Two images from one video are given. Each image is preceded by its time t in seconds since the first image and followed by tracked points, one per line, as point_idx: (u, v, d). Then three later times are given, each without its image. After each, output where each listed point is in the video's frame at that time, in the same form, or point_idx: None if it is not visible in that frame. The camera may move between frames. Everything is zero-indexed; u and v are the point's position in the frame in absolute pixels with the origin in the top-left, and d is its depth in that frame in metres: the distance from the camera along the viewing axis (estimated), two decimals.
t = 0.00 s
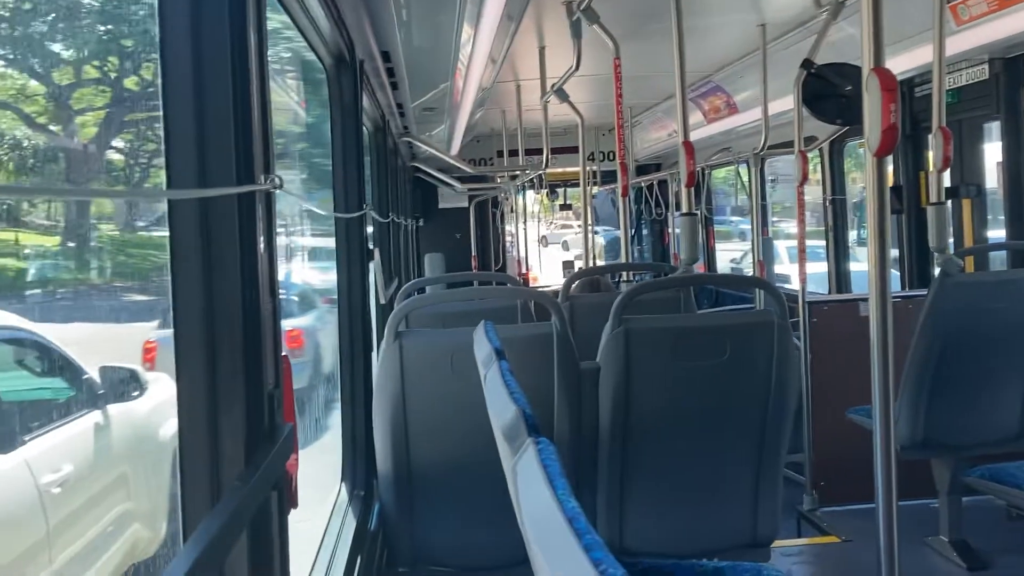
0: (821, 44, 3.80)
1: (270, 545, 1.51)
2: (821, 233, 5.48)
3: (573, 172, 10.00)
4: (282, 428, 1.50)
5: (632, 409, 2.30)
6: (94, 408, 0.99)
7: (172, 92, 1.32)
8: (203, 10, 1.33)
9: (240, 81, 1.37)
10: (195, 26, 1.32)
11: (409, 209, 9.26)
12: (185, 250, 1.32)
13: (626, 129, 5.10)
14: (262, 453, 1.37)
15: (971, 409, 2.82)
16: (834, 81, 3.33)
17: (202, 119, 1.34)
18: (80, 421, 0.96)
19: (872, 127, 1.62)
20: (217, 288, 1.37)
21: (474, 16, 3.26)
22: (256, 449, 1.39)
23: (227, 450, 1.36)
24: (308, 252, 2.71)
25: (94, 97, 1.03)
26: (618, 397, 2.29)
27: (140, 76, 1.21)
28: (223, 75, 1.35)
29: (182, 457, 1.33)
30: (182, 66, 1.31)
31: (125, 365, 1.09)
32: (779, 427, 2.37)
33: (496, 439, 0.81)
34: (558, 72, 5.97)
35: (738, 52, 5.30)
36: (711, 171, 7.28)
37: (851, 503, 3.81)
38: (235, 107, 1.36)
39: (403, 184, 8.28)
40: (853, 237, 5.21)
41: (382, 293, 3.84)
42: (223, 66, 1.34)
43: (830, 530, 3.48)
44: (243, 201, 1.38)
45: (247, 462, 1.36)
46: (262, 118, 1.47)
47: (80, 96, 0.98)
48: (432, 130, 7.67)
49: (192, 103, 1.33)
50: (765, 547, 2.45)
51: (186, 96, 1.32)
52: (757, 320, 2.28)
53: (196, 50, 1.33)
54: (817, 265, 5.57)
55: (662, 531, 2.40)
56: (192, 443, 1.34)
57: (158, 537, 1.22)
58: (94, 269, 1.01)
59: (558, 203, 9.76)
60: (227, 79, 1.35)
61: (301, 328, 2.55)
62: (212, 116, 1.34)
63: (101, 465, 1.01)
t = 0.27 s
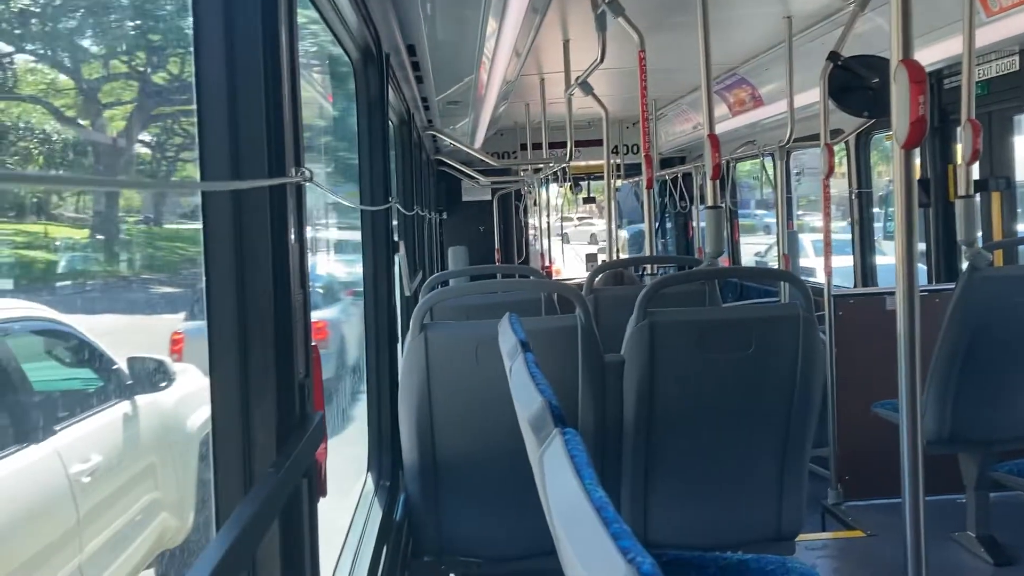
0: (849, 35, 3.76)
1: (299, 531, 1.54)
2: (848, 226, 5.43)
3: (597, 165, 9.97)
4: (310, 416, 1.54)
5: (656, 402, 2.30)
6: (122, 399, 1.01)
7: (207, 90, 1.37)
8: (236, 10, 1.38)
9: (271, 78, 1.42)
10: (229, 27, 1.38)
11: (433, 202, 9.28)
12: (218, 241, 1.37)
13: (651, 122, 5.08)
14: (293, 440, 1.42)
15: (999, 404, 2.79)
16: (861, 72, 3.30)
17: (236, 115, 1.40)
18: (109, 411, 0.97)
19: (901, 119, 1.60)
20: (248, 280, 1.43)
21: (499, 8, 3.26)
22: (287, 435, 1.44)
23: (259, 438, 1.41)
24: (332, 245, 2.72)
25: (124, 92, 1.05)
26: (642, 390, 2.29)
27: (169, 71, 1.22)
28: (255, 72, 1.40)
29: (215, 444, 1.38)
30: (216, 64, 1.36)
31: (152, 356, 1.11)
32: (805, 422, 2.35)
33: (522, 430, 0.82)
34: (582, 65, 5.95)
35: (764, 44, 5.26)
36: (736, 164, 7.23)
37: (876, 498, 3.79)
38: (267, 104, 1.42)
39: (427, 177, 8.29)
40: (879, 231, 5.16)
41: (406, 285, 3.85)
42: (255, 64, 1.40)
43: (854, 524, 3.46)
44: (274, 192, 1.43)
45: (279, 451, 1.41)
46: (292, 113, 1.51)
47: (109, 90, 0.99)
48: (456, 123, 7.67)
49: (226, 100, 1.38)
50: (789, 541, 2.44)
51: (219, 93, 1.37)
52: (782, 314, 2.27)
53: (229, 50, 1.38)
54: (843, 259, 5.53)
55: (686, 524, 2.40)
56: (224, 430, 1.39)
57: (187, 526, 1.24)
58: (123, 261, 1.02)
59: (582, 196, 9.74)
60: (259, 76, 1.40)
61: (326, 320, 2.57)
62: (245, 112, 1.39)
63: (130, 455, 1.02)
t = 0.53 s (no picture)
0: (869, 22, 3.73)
1: (320, 518, 1.55)
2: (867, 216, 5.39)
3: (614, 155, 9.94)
4: (330, 404, 1.55)
5: (673, 391, 2.30)
6: (140, 389, 1.01)
7: (226, 81, 1.38)
8: (255, 1, 1.40)
9: (290, 68, 1.43)
10: (248, 19, 1.39)
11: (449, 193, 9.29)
12: (239, 228, 1.39)
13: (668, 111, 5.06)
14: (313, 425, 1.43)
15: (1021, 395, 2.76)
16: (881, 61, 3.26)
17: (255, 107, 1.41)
18: (127, 401, 0.98)
19: (922, 107, 1.59)
20: (268, 269, 1.44)
21: None
22: (304, 419, 1.46)
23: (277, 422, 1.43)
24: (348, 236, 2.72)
25: (141, 84, 1.05)
26: (660, 380, 2.28)
27: (185, 63, 1.23)
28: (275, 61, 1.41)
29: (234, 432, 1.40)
30: (235, 55, 1.37)
31: (170, 347, 1.11)
32: (824, 412, 2.34)
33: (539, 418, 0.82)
34: (600, 54, 5.93)
35: (783, 32, 5.22)
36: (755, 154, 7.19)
37: (895, 489, 3.77)
38: (286, 93, 1.43)
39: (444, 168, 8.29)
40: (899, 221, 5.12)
41: (424, 275, 3.86)
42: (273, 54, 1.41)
43: (873, 515, 3.45)
44: (293, 178, 1.44)
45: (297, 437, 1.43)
46: (310, 102, 1.52)
47: (126, 82, 0.99)
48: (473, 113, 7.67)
49: (245, 92, 1.39)
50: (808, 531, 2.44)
51: (239, 85, 1.39)
52: (801, 303, 2.26)
53: (248, 41, 1.39)
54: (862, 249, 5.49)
55: (703, 514, 2.40)
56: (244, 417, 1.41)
57: (206, 514, 1.25)
58: (142, 252, 1.03)
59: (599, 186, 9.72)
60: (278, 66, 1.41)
61: (343, 311, 2.58)
62: (265, 103, 1.41)
63: (150, 444, 1.03)
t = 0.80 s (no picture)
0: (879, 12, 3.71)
1: (330, 507, 1.55)
2: (876, 208, 5.37)
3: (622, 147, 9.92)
4: (339, 393, 1.56)
5: (682, 382, 2.30)
6: (150, 382, 1.02)
7: (234, 73, 1.39)
8: None
9: (297, 58, 1.43)
10: (256, 11, 1.40)
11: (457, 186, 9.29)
12: (247, 217, 1.39)
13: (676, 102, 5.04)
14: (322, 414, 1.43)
15: None
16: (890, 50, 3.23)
17: (263, 99, 1.41)
18: (137, 393, 0.98)
19: (933, 95, 1.58)
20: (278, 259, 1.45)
21: None
22: (315, 410, 1.46)
23: (288, 413, 1.43)
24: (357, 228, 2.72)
25: (150, 78, 1.06)
26: (668, 371, 2.28)
27: (193, 57, 1.23)
28: (283, 52, 1.41)
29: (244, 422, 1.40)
30: (244, 46, 1.38)
31: (179, 340, 1.12)
32: (833, 403, 2.33)
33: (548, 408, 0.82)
34: (608, 45, 5.92)
35: (791, 22, 5.20)
36: (763, 145, 7.17)
37: (905, 480, 3.76)
38: (294, 83, 1.43)
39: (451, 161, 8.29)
40: (909, 212, 5.09)
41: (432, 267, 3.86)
42: (281, 45, 1.41)
43: (882, 507, 3.44)
44: (301, 166, 1.45)
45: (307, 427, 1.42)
46: (318, 92, 1.52)
47: (134, 76, 0.99)
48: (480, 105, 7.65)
49: (253, 83, 1.40)
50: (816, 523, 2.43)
51: (247, 76, 1.39)
52: (810, 294, 2.25)
53: (255, 33, 1.40)
54: (871, 241, 5.48)
55: (711, 504, 2.40)
56: (255, 405, 1.42)
57: (217, 505, 1.25)
58: (151, 246, 1.04)
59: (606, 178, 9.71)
60: (286, 57, 1.42)
61: (352, 304, 2.59)
62: (273, 94, 1.41)
63: (159, 436, 1.04)
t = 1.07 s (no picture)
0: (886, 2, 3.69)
1: (339, 496, 1.56)
2: (883, 199, 5.36)
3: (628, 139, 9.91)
4: (350, 380, 1.56)
5: (689, 372, 2.30)
6: (160, 374, 1.02)
7: (243, 63, 1.39)
8: None
9: (308, 46, 1.43)
10: None
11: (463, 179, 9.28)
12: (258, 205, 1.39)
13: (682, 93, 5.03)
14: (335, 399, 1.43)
15: None
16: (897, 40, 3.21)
17: (271, 89, 1.42)
18: (148, 384, 0.99)
19: (941, 82, 1.57)
20: (288, 246, 1.46)
21: None
22: (326, 399, 1.47)
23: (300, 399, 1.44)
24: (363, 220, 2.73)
25: (157, 71, 1.06)
26: (676, 361, 2.28)
27: (200, 50, 1.23)
28: (292, 42, 1.42)
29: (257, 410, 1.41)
30: (255, 34, 1.39)
31: (188, 332, 1.12)
32: (841, 391, 2.33)
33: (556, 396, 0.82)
34: (614, 36, 5.90)
35: (798, 12, 5.18)
36: (769, 136, 7.15)
37: (912, 470, 3.76)
38: (304, 70, 1.43)
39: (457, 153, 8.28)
40: (916, 202, 5.06)
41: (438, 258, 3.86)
42: (291, 34, 1.41)
43: (890, 496, 3.44)
44: (311, 154, 1.45)
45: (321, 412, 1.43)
46: (328, 79, 1.53)
47: (141, 69, 1.00)
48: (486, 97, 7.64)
49: (262, 74, 1.40)
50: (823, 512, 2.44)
51: (256, 66, 1.40)
52: (817, 283, 2.25)
53: (265, 21, 1.40)
54: (878, 231, 5.46)
55: (718, 494, 2.40)
56: (267, 393, 1.42)
57: (227, 495, 1.26)
58: (159, 239, 1.04)
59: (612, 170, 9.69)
60: (297, 45, 1.42)
61: (359, 295, 2.59)
62: (283, 82, 1.42)
63: (169, 426, 1.04)
